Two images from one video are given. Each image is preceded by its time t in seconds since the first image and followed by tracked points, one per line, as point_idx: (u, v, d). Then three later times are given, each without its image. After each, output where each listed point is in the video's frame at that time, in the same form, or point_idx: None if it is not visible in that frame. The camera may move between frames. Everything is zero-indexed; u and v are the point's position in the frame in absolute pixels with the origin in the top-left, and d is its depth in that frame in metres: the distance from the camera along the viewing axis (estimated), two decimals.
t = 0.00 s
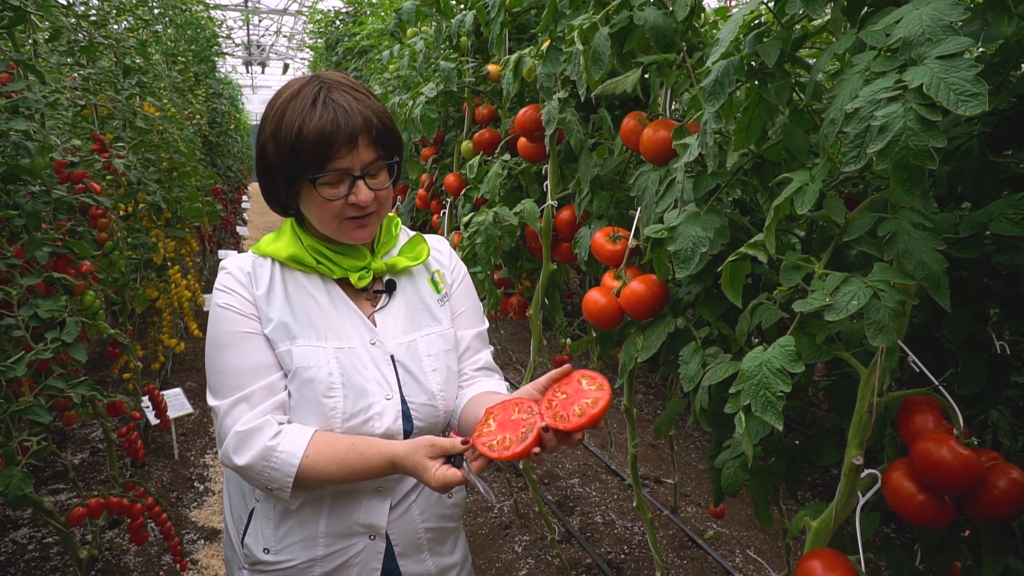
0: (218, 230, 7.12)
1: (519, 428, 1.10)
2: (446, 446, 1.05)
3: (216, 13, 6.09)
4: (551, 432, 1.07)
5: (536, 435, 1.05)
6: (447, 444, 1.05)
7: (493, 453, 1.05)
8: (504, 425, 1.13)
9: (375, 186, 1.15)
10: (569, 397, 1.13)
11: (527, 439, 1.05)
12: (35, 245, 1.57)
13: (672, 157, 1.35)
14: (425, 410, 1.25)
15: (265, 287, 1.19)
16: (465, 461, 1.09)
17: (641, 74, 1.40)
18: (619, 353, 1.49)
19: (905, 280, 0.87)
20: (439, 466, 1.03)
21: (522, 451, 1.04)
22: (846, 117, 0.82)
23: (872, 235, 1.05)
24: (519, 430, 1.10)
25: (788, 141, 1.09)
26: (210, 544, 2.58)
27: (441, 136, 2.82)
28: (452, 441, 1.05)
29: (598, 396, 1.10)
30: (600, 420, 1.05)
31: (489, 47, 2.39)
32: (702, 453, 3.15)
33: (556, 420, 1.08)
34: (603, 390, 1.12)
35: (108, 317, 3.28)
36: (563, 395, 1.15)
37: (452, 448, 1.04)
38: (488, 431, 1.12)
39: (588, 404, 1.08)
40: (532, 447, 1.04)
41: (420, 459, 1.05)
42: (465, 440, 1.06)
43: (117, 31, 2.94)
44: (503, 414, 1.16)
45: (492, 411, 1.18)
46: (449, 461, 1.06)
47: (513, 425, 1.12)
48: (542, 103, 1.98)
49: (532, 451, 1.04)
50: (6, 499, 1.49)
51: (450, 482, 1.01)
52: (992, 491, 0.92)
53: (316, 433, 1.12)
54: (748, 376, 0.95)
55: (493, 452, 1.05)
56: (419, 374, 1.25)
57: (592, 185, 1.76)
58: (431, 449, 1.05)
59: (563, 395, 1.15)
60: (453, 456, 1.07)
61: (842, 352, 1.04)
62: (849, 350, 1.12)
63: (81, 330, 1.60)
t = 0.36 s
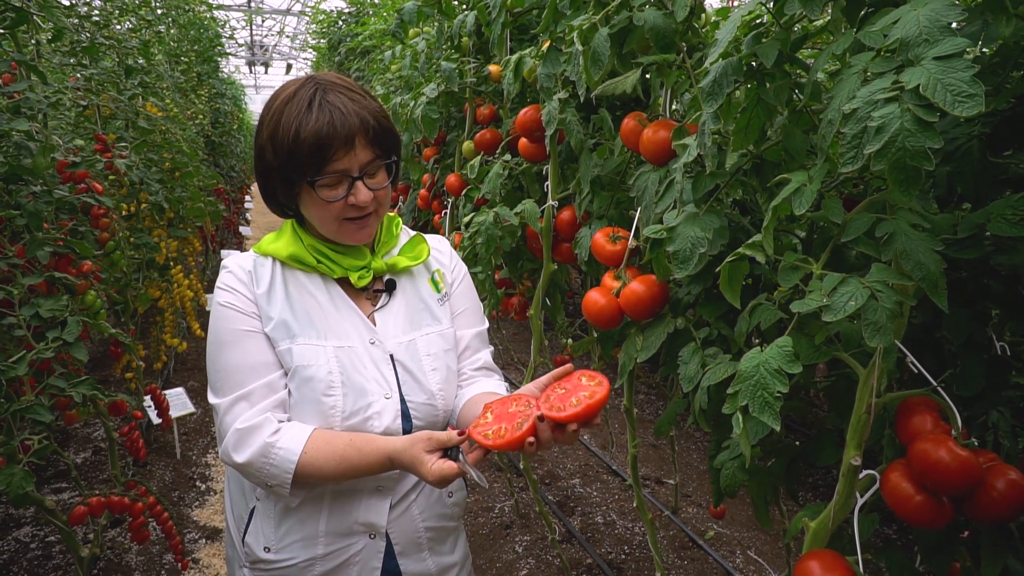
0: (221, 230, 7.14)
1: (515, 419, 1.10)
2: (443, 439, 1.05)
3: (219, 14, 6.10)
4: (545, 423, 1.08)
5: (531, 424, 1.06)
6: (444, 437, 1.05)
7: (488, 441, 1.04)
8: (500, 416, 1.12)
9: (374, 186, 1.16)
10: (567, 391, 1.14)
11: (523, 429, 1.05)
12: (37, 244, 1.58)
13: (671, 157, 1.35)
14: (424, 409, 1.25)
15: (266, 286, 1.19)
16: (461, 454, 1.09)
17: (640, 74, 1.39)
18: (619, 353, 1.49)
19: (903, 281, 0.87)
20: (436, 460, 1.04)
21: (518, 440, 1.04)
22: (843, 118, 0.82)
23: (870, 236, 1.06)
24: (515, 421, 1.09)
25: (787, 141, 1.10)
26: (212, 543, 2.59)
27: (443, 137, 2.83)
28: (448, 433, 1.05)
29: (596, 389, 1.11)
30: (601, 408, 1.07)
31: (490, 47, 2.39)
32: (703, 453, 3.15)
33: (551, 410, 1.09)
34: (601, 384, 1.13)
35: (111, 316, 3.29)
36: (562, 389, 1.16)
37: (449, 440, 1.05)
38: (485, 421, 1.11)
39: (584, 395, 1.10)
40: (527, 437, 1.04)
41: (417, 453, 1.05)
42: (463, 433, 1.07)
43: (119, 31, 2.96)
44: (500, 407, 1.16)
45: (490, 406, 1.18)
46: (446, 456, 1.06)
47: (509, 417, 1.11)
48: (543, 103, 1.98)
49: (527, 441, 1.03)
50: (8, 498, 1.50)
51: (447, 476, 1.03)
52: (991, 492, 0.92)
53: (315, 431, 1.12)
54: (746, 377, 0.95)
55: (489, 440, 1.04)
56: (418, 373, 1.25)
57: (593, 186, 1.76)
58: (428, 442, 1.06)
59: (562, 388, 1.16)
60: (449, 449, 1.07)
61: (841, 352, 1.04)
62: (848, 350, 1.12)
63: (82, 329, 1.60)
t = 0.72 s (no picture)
0: (223, 229, 7.16)
1: (513, 420, 1.10)
2: (443, 442, 1.05)
3: (221, 14, 6.11)
4: (543, 420, 1.07)
5: (527, 423, 1.06)
6: (443, 439, 1.05)
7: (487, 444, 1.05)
8: (500, 419, 1.13)
9: (360, 188, 1.15)
10: (562, 386, 1.14)
11: (519, 427, 1.05)
12: (38, 244, 1.58)
13: (671, 158, 1.35)
14: (426, 409, 1.26)
15: (270, 285, 1.20)
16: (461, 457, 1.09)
17: (638, 75, 1.39)
18: (619, 353, 1.49)
19: (899, 281, 0.88)
20: (436, 462, 1.04)
21: (514, 440, 1.04)
22: (839, 118, 0.82)
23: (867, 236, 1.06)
24: (512, 421, 1.10)
25: (785, 142, 1.10)
26: (213, 542, 2.59)
27: (444, 137, 2.83)
28: (448, 437, 1.06)
29: (589, 378, 1.11)
30: (596, 397, 1.07)
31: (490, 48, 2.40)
32: (704, 453, 3.15)
33: (546, 406, 1.08)
34: (593, 374, 1.12)
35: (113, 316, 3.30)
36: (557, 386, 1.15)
37: (448, 442, 1.05)
38: (484, 426, 1.12)
39: (578, 387, 1.09)
40: (523, 435, 1.04)
41: (417, 455, 1.05)
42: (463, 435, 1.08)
43: (122, 32, 2.97)
44: (501, 411, 1.17)
45: (491, 411, 1.19)
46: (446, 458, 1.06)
47: (507, 419, 1.12)
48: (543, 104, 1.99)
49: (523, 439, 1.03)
50: (9, 496, 1.51)
51: (447, 478, 1.02)
52: (987, 492, 0.92)
53: (317, 430, 1.13)
54: (742, 376, 0.95)
55: (486, 442, 1.05)
56: (420, 373, 1.26)
57: (593, 186, 1.77)
58: (429, 445, 1.06)
59: (556, 385, 1.16)
60: (449, 452, 1.08)
61: (839, 353, 1.04)
62: (846, 351, 1.12)
63: (83, 329, 1.61)
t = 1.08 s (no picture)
0: (226, 229, 7.17)
1: (518, 436, 1.10)
2: (446, 448, 1.06)
3: (224, 15, 6.13)
4: (549, 442, 1.07)
5: (534, 443, 1.05)
6: (446, 447, 1.06)
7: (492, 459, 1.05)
8: (504, 432, 1.12)
9: (357, 185, 1.16)
10: (570, 406, 1.14)
11: (526, 447, 1.04)
12: (42, 244, 1.59)
13: (671, 158, 1.35)
14: (426, 407, 1.26)
15: (269, 287, 1.21)
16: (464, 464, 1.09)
17: (639, 75, 1.39)
18: (620, 353, 1.49)
19: (899, 281, 0.88)
20: (439, 468, 1.04)
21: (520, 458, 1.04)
22: (838, 118, 0.82)
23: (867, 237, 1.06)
24: (518, 437, 1.09)
25: (785, 142, 1.10)
26: (215, 541, 2.60)
27: (446, 137, 2.84)
28: (451, 444, 1.06)
29: (598, 406, 1.10)
30: (605, 427, 1.06)
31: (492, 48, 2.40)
32: (705, 454, 3.15)
33: (555, 429, 1.08)
34: (604, 401, 1.12)
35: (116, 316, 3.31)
36: (564, 404, 1.16)
37: (451, 451, 1.05)
38: (488, 436, 1.12)
39: (587, 414, 1.09)
40: (529, 455, 1.04)
41: (420, 461, 1.05)
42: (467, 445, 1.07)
43: (126, 33, 2.98)
44: (504, 421, 1.16)
45: (493, 417, 1.19)
46: (449, 464, 1.06)
47: (512, 433, 1.12)
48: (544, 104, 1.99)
49: (529, 459, 1.03)
50: (12, 494, 1.52)
51: (448, 486, 1.01)
52: (986, 493, 0.92)
53: (318, 431, 1.13)
54: (742, 376, 0.95)
55: (491, 457, 1.04)
56: (420, 371, 1.26)
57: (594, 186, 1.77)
58: (432, 451, 1.06)
59: (564, 404, 1.16)
60: (452, 460, 1.07)
61: (839, 353, 1.04)
62: (847, 350, 1.12)
63: (86, 328, 1.61)
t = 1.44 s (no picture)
0: (229, 229, 7.18)
1: (518, 433, 1.10)
2: (447, 447, 1.06)
3: (228, 15, 6.13)
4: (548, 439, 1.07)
5: (534, 441, 1.05)
6: (448, 446, 1.06)
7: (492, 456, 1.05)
8: (503, 429, 1.13)
9: (361, 186, 1.16)
10: (570, 405, 1.14)
11: (526, 444, 1.04)
12: (45, 243, 1.60)
13: (674, 158, 1.34)
14: (427, 408, 1.26)
15: (271, 287, 1.21)
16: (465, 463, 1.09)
17: (642, 73, 1.38)
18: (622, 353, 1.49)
19: (902, 280, 0.88)
20: (439, 467, 1.04)
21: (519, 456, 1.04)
22: (842, 117, 0.82)
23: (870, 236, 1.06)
24: (518, 435, 1.09)
25: (788, 142, 1.10)
26: (218, 540, 2.60)
27: (449, 137, 2.84)
28: (452, 443, 1.06)
29: (598, 405, 1.10)
30: (607, 423, 1.06)
31: (495, 47, 2.40)
32: (708, 454, 3.14)
33: (555, 427, 1.08)
34: (604, 400, 1.12)
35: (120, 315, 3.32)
36: (564, 403, 1.15)
37: (451, 451, 1.05)
38: (488, 433, 1.12)
39: (587, 412, 1.08)
40: (529, 453, 1.04)
41: (420, 459, 1.05)
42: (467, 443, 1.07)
43: (129, 32, 2.99)
44: (504, 418, 1.16)
45: (493, 415, 1.18)
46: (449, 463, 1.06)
47: (512, 430, 1.12)
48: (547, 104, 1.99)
49: (529, 456, 1.03)
50: (15, 492, 1.52)
51: (448, 484, 1.02)
52: (990, 492, 0.92)
53: (319, 432, 1.13)
54: (745, 375, 0.95)
55: (491, 454, 1.04)
56: (421, 372, 1.26)
57: (597, 185, 1.77)
58: (432, 450, 1.06)
59: (564, 403, 1.16)
60: (452, 458, 1.07)
61: (842, 353, 1.04)
62: (850, 350, 1.12)
63: (89, 327, 1.62)
